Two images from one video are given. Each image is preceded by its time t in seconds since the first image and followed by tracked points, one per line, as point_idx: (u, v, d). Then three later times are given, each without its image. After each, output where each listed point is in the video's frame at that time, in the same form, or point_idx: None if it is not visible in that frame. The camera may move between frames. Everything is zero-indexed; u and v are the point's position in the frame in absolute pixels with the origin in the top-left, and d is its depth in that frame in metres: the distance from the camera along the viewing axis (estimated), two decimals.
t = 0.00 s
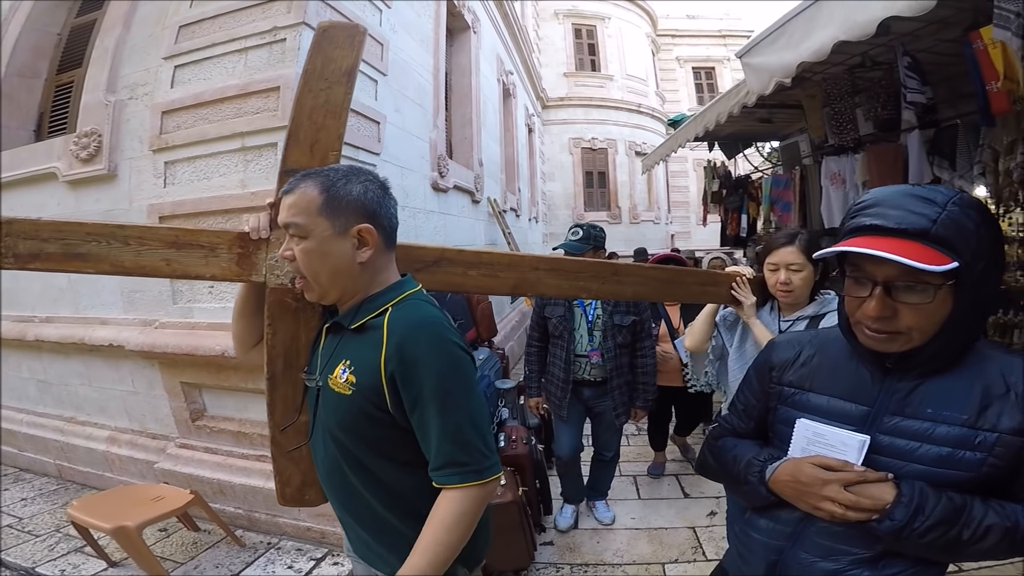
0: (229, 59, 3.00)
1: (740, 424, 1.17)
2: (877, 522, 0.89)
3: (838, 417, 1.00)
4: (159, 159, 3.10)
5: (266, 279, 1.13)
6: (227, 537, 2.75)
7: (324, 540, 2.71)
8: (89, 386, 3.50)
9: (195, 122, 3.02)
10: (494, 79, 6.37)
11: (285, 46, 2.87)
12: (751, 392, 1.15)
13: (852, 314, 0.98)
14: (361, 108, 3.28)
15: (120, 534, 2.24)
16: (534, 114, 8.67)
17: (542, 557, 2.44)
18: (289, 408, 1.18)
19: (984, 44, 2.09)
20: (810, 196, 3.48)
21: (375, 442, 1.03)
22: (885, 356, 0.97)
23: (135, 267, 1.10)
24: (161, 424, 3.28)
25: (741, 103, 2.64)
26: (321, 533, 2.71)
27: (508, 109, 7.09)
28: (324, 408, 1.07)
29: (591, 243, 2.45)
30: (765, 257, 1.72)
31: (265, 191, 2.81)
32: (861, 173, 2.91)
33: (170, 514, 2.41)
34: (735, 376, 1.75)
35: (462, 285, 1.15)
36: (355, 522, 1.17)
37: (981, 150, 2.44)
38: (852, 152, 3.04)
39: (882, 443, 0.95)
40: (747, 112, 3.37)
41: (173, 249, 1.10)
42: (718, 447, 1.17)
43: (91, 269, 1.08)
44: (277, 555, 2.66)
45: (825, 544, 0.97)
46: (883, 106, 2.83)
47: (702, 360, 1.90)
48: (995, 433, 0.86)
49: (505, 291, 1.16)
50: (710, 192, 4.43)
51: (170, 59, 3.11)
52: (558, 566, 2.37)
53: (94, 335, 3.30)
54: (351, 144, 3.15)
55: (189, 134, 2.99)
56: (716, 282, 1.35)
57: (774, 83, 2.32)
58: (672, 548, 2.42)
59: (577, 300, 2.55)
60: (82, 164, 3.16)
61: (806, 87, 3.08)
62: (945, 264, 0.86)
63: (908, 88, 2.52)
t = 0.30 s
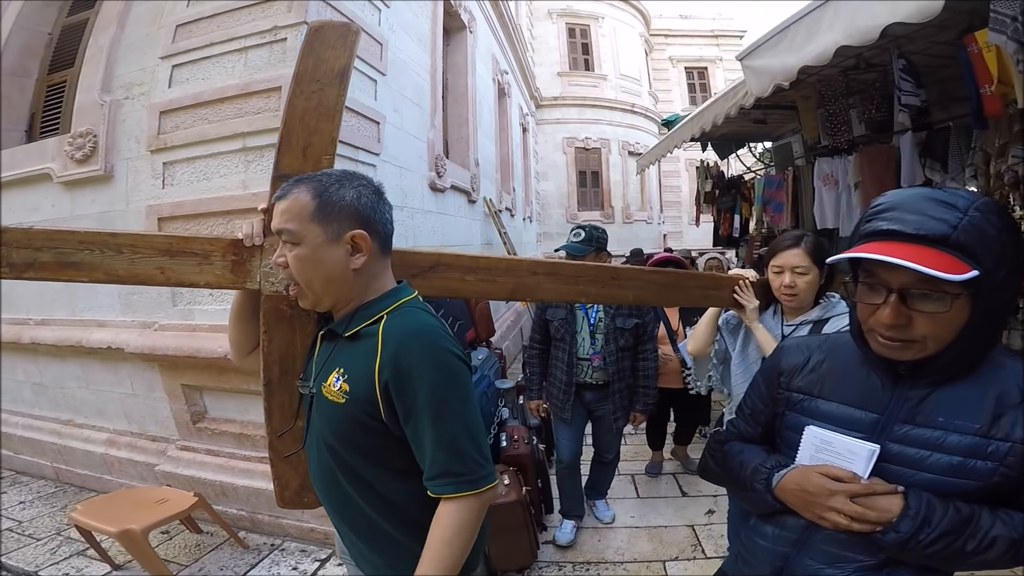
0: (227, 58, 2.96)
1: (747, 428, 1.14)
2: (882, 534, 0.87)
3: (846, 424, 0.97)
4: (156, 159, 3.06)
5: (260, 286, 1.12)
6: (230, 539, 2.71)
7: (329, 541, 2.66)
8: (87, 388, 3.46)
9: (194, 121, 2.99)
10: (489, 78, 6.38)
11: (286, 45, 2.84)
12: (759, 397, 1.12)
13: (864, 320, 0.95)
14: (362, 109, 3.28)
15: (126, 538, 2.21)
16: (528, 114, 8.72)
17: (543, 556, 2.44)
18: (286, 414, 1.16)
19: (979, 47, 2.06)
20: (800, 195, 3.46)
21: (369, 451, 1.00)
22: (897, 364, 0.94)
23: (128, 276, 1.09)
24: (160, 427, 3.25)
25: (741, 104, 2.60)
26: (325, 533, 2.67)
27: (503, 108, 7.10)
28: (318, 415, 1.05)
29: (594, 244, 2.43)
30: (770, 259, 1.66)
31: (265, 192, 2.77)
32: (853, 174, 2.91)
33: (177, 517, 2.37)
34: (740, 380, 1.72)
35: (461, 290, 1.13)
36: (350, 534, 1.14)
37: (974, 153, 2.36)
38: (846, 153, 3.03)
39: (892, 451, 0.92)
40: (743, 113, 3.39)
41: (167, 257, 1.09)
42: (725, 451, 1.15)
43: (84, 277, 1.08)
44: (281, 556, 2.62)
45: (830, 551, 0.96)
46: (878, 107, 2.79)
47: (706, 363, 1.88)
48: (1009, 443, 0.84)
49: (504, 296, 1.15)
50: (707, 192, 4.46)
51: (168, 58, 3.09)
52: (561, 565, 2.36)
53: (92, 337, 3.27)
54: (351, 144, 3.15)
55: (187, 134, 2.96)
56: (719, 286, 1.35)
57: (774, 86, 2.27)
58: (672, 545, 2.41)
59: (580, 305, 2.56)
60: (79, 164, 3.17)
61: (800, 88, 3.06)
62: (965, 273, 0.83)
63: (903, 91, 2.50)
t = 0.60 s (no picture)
0: (229, 57, 2.95)
1: (756, 435, 1.12)
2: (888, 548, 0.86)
3: (857, 435, 0.95)
4: (158, 159, 3.05)
5: (257, 292, 1.10)
6: (236, 537, 2.69)
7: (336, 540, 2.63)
8: (89, 389, 3.44)
9: (197, 121, 2.97)
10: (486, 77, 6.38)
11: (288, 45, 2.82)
12: (769, 405, 1.11)
13: (878, 331, 0.92)
14: (365, 108, 3.28)
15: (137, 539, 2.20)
16: (523, 112, 8.72)
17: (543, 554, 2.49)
18: (285, 418, 1.16)
19: (980, 51, 2.05)
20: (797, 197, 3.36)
21: (366, 459, 0.98)
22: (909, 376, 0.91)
23: (127, 282, 1.10)
24: (163, 427, 3.23)
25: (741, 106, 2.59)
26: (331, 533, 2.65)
27: (500, 106, 7.11)
28: (314, 422, 1.03)
29: (601, 245, 2.40)
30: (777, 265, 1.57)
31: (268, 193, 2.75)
32: (849, 175, 2.91)
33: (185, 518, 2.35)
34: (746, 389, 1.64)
35: (460, 295, 1.12)
36: (347, 541, 1.13)
37: (971, 157, 2.41)
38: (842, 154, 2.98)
39: (903, 463, 0.90)
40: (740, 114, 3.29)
41: (165, 262, 1.08)
42: (734, 457, 1.14)
43: (82, 283, 1.08)
44: (288, 555, 2.61)
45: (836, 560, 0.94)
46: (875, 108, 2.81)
47: (711, 370, 1.79)
48: None
49: (504, 301, 1.13)
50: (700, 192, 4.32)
51: (168, 58, 3.07)
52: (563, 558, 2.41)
53: (94, 337, 3.25)
54: (352, 142, 3.14)
55: (189, 134, 2.94)
56: (727, 291, 1.28)
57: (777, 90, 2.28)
58: (672, 543, 2.46)
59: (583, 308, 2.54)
60: (78, 164, 3.20)
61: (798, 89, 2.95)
62: (983, 287, 0.79)
63: (901, 94, 2.48)
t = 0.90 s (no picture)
0: (236, 54, 2.95)
1: (761, 443, 1.12)
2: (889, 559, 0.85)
3: (863, 444, 0.95)
4: (164, 155, 3.05)
5: (257, 290, 1.10)
6: (239, 533, 2.70)
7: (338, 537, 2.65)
8: (91, 384, 3.44)
9: (204, 117, 2.97)
10: (485, 74, 6.41)
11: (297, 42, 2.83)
12: (774, 413, 1.10)
13: (886, 340, 0.92)
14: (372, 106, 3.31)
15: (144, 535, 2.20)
16: (520, 109, 8.77)
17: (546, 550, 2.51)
18: (284, 416, 1.16)
19: (983, 55, 2.03)
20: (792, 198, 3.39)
21: (366, 461, 0.98)
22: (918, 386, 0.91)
23: (126, 279, 1.11)
24: (166, 423, 3.24)
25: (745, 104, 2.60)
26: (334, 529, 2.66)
27: (500, 104, 7.14)
28: (316, 424, 1.03)
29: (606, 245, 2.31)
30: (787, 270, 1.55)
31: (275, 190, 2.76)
32: (847, 176, 2.92)
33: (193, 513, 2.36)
34: (749, 396, 1.64)
35: (462, 296, 1.12)
36: (344, 545, 1.13)
37: (969, 160, 2.43)
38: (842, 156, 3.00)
39: (909, 474, 0.89)
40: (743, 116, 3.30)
41: (164, 260, 1.09)
42: (738, 464, 1.14)
43: (83, 280, 1.10)
44: (291, 551, 2.62)
45: (835, 569, 0.94)
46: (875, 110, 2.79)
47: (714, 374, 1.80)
48: None
49: (507, 302, 1.13)
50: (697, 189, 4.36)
51: (174, 54, 3.07)
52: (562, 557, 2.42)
53: (97, 332, 3.26)
54: (357, 139, 3.17)
55: (196, 130, 2.95)
56: (734, 296, 1.28)
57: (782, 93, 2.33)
58: (671, 541, 2.45)
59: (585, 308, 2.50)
60: (82, 160, 3.19)
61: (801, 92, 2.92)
62: (992, 298, 0.79)
63: (903, 96, 2.44)
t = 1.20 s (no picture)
0: (250, 48, 2.96)
1: (765, 455, 1.12)
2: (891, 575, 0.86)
3: (871, 462, 0.93)
4: (177, 148, 3.08)
5: (264, 285, 1.11)
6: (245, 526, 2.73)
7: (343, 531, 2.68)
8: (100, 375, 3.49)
9: (218, 111, 2.99)
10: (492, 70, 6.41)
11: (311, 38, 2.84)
12: (780, 427, 1.09)
13: (899, 356, 0.88)
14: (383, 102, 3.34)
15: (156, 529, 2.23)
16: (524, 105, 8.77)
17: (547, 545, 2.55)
18: (289, 412, 1.18)
19: (997, 59, 1.85)
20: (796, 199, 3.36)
21: (370, 461, 0.98)
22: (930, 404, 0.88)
23: (135, 272, 1.13)
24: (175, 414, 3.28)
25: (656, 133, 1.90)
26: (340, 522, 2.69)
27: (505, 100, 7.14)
28: (321, 422, 1.03)
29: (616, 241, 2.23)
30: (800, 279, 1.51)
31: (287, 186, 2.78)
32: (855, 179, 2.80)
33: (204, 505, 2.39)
34: (758, 404, 1.62)
35: (469, 296, 1.13)
36: (344, 543, 1.13)
37: (980, 165, 2.42)
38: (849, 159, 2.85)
39: (916, 493, 0.88)
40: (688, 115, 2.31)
41: (172, 254, 1.11)
42: (742, 477, 1.14)
43: (93, 272, 1.13)
44: (297, 543, 2.65)
45: None
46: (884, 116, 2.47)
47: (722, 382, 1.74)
48: None
49: (514, 303, 1.14)
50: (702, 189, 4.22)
51: (188, 47, 3.10)
52: (565, 553, 2.46)
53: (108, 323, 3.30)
54: (367, 134, 3.19)
55: (209, 124, 2.97)
56: (746, 303, 1.23)
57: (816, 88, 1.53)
58: (671, 538, 2.47)
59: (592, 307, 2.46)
60: (95, 152, 3.18)
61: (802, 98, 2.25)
62: (1012, 319, 0.73)
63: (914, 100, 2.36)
